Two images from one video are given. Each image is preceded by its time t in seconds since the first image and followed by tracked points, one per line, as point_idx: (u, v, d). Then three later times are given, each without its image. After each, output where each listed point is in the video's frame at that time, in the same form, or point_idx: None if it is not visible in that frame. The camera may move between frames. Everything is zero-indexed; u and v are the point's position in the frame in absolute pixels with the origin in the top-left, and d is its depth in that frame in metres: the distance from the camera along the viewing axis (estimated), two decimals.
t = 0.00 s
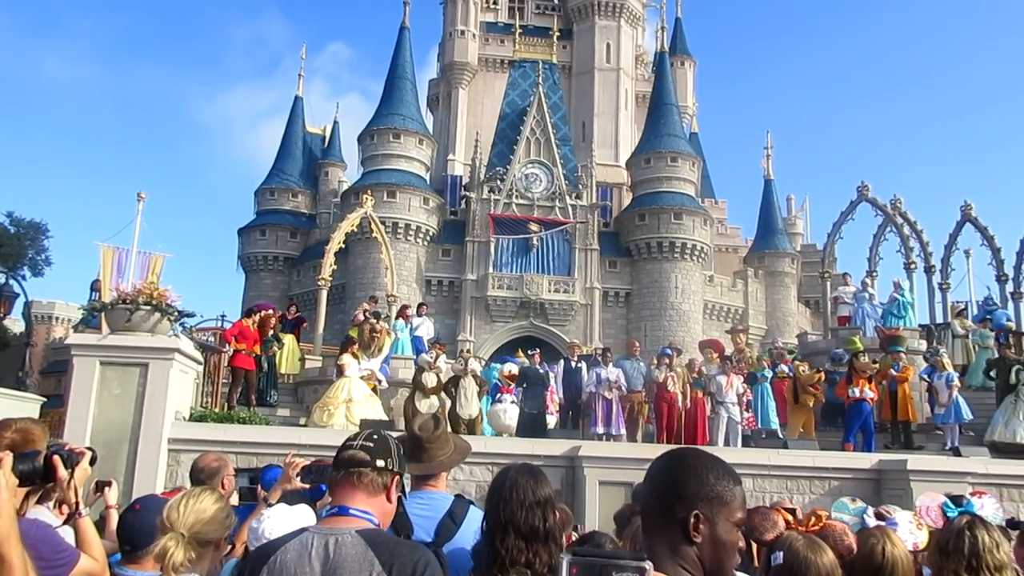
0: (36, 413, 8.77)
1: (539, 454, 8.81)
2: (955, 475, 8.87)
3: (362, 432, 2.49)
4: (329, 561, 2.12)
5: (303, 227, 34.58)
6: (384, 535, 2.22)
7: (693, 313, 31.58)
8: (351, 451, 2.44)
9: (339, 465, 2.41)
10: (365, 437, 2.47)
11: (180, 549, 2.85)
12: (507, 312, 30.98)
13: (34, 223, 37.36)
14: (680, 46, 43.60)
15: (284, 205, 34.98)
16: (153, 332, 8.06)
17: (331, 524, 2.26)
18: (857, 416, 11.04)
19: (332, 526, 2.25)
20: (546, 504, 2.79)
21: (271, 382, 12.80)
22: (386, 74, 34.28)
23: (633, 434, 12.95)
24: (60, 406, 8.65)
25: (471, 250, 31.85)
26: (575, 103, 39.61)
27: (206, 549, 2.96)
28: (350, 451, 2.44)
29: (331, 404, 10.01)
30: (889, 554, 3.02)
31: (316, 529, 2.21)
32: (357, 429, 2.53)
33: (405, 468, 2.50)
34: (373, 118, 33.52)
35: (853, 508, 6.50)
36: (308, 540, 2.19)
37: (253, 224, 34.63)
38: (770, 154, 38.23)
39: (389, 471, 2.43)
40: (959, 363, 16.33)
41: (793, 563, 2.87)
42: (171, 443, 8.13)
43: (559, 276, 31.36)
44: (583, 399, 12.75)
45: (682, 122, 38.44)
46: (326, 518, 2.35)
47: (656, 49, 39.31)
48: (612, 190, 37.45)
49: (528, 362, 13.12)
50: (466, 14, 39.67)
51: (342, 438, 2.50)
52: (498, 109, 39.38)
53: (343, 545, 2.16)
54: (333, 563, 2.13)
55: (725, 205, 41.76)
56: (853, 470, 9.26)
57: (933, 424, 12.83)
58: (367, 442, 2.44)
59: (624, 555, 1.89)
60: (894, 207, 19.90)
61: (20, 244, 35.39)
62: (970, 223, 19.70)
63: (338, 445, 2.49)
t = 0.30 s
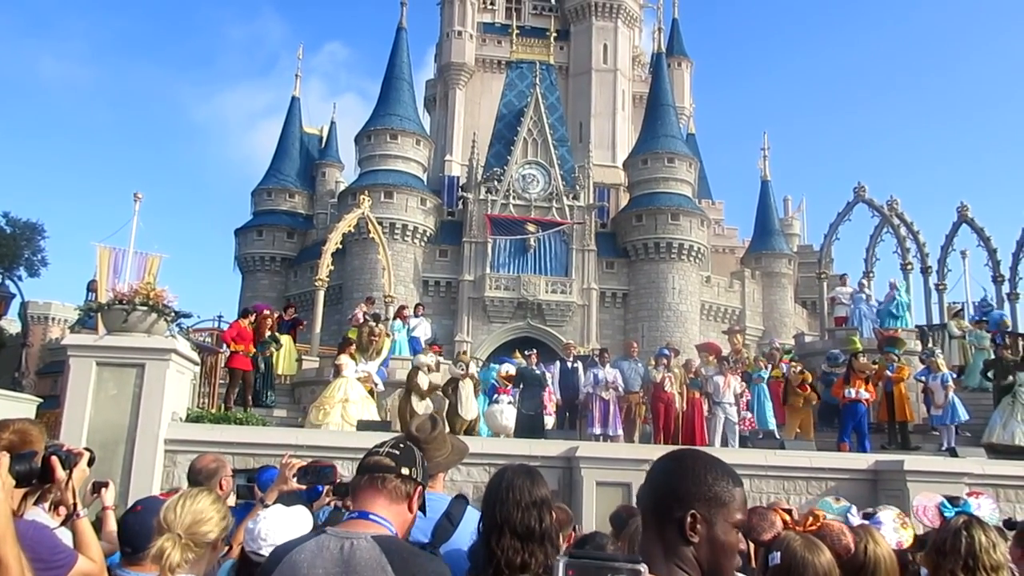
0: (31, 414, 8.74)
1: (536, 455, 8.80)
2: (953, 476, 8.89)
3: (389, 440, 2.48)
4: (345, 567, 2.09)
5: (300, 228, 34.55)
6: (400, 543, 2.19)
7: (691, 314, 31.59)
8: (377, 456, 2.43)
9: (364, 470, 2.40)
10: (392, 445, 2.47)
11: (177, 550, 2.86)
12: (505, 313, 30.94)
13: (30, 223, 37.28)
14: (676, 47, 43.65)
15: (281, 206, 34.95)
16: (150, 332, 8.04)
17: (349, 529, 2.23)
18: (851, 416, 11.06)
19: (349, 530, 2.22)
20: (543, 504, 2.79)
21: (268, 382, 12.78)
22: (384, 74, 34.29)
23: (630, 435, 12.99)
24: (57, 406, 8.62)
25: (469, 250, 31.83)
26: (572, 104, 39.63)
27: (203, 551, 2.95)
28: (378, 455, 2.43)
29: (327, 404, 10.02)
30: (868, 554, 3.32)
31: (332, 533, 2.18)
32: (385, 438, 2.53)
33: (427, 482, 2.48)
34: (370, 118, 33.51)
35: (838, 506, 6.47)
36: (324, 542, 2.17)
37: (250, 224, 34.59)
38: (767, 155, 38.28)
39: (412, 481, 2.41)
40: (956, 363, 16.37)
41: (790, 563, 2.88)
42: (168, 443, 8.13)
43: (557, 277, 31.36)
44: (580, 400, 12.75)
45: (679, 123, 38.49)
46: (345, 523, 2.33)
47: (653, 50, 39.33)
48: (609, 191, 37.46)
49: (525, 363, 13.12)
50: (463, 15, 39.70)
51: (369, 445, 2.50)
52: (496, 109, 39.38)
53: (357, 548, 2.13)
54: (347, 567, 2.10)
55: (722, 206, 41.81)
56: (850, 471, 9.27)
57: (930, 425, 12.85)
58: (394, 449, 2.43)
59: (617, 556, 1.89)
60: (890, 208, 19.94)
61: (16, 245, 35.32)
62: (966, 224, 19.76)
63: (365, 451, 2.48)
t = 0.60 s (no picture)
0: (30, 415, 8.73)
1: (536, 455, 8.79)
2: (952, 476, 8.89)
3: (395, 445, 2.46)
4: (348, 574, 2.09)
5: (299, 228, 34.54)
6: (404, 549, 2.19)
7: (690, 315, 31.59)
8: (384, 463, 2.41)
9: (370, 475, 2.39)
10: (397, 450, 2.44)
11: (177, 550, 2.86)
12: (505, 314, 30.93)
13: (30, 224, 37.25)
14: (676, 48, 43.68)
15: (281, 206, 34.94)
16: (149, 332, 8.05)
17: (353, 534, 2.23)
18: (851, 417, 11.05)
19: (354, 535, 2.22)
20: (543, 504, 2.79)
21: (267, 383, 12.77)
22: (383, 75, 34.31)
23: (629, 436, 13.00)
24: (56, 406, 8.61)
25: (468, 251, 31.81)
26: (572, 105, 39.64)
27: (203, 552, 2.95)
28: (382, 461, 2.41)
29: (323, 403, 10.02)
30: (857, 555, 3.36)
31: (336, 538, 2.19)
32: (390, 441, 2.50)
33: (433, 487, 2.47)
34: (370, 119, 33.52)
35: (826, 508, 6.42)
36: (328, 546, 2.17)
37: (250, 225, 34.58)
38: (767, 156, 38.28)
39: (418, 487, 2.40)
40: (955, 364, 16.35)
41: (790, 563, 2.88)
42: (167, 444, 8.12)
43: (556, 278, 31.36)
44: (579, 400, 12.75)
45: (679, 124, 38.49)
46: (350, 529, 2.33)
47: (653, 51, 39.33)
48: (609, 192, 37.47)
49: (525, 364, 13.10)
50: (463, 16, 39.71)
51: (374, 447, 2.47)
52: (495, 110, 39.37)
53: (360, 553, 2.13)
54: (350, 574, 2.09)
55: (722, 207, 41.82)
56: (849, 471, 9.28)
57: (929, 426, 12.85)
58: (401, 454, 2.42)
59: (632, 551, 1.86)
60: (890, 209, 19.97)
61: (16, 245, 35.28)
62: (965, 225, 19.77)
63: (371, 454, 2.46)
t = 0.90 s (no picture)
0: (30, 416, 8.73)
1: (537, 456, 8.79)
2: (953, 476, 8.89)
3: (387, 447, 2.36)
4: None
5: (299, 229, 34.54)
6: (397, 554, 2.16)
7: (690, 315, 31.59)
8: (377, 469, 2.32)
9: (360, 481, 2.32)
10: (389, 454, 2.34)
11: (176, 552, 2.86)
12: (505, 314, 30.93)
13: (29, 224, 37.24)
14: (676, 48, 43.68)
15: (281, 207, 34.93)
16: (149, 333, 8.05)
17: (344, 538, 2.21)
18: (851, 418, 11.05)
19: (345, 538, 2.20)
20: (544, 505, 2.79)
21: (267, 383, 12.77)
22: (383, 75, 34.33)
23: (629, 437, 13.01)
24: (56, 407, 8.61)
25: (468, 251, 31.79)
26: (572, 106, 39.66)
27: (202, 552, 2.95)
28: (373, 467, 2.32)
29: (323, 404, 10.02)
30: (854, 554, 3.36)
31: (328, 542, 2.19)
32: (381, 440, 2.39)
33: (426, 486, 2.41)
34: (370, 119, 33.53)
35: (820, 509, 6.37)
36: (317, 553, 2.16)
37: (250, 226, 34.57)
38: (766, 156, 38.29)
39: (413, 488, 2.35)
40: (956, 365, 16.34)
41: (790, 561, 2.88)
42: (167, 445, 8.12)
43: (556, 278, 31.36)
44: (579, 400, 12.75)
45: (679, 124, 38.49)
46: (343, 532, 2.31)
47: (653, 52, 39.34)
48: (609, 192, 37.47)
49: (525, 364, 13.10)
50: (463, 16, 39.73)
51: (364, 450, 2.37)
52: (496, 111, 39.36)
53: (351, 561, 2.11)
54: None
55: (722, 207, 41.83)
56: (850, 472, 9.27)
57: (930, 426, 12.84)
58: (394, 459, 2.33)
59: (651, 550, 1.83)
60: (890, 210, 19.97)
61: (15, 246, 35.25)
62: (965, 225, 19.77)
63: (360, 457, 2.37)
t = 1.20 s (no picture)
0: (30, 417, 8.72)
1: (537, 456, 8.78)
2: (953, 476, 8.89)
3: (369, 450, 2.26)
4: None
5: (298, 230, 34.54)
6: (389, 554, 2.09)
7: (690, 315, 31.59)
8: (359, 475, 2.23)
9: (345, 487, 2.23)
10: (372, 460, 2.24)
11: (175, 552, 2.88)
12: (504, 315, 30.95)
13: (29, 225, 37.23)
14: (676, 49, 43.67)
15: (280, 208, 34.93)
16: (149, 334, 8.05)
17: (335, 537, 2.16)
18: (851, 418, 11.04)
19: (337, 539, 2.15)
20: (544, 506, 2.79)
21: (268, 384, 12.76)
22: (383, 76, 34.34)
23: (627, 437, 13.01)
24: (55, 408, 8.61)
25: (468, 252, 31.79)
26: (571, 106, 39.68)
27: (201, 553, 2.95)
28: (356, 473, 2.23)
29: (324, 405, 10.01)
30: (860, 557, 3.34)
31: (318, 544, 2.13)
32: (364, 442, 2.29)
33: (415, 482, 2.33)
34: (369, 120, 33.53)
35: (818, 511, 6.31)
36: (312, 554, 2.09)
37: (249, 227, 34.57)
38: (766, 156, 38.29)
39: (401, 488, 2.26)
40: (955, 365, 16.34)
41: (789, 562, 2.87)
42: (166, 446, 8.11)
43: (556, 279, 31.34)
44: (580, 401, 12.73)
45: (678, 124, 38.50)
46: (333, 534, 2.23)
47: (653, 52, 39.34)
48: (609, 193, 37.47)
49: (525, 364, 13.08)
50: (463, 17, 39.73)
51: (346, 456, 2.27)
52: (495, 111, 39.37)
53: (342, 564, 2.05)
54: None
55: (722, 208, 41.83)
56: (849, 472, 9.26)
57: (930, 426, 12.83)
58: (376, 464, 2.23)
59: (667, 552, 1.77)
60: (889, 210, 19.97)
61: (15, 247, 35.27)
62: (965, 225, 19.77)
63: (343, 462, 2.28)
